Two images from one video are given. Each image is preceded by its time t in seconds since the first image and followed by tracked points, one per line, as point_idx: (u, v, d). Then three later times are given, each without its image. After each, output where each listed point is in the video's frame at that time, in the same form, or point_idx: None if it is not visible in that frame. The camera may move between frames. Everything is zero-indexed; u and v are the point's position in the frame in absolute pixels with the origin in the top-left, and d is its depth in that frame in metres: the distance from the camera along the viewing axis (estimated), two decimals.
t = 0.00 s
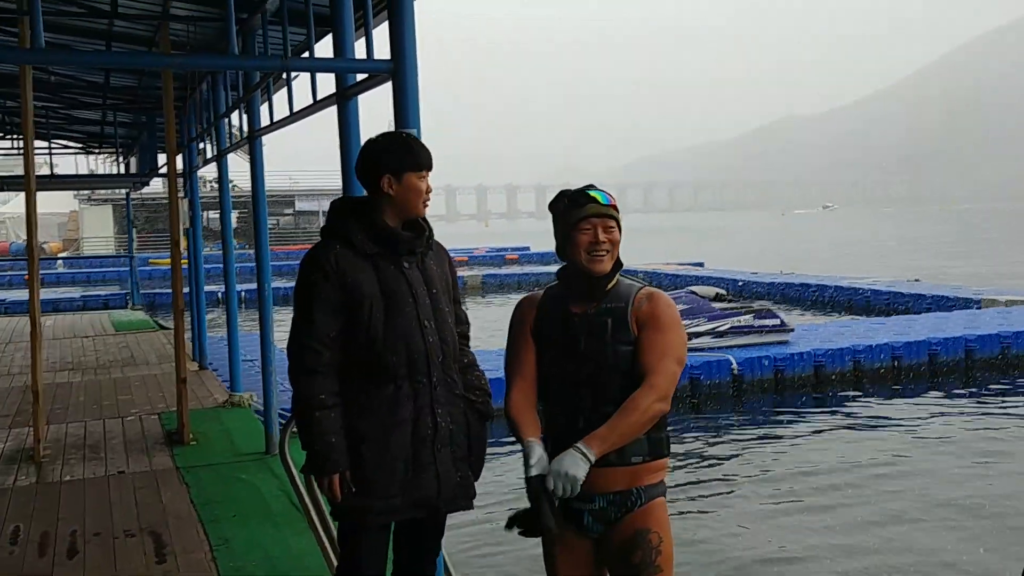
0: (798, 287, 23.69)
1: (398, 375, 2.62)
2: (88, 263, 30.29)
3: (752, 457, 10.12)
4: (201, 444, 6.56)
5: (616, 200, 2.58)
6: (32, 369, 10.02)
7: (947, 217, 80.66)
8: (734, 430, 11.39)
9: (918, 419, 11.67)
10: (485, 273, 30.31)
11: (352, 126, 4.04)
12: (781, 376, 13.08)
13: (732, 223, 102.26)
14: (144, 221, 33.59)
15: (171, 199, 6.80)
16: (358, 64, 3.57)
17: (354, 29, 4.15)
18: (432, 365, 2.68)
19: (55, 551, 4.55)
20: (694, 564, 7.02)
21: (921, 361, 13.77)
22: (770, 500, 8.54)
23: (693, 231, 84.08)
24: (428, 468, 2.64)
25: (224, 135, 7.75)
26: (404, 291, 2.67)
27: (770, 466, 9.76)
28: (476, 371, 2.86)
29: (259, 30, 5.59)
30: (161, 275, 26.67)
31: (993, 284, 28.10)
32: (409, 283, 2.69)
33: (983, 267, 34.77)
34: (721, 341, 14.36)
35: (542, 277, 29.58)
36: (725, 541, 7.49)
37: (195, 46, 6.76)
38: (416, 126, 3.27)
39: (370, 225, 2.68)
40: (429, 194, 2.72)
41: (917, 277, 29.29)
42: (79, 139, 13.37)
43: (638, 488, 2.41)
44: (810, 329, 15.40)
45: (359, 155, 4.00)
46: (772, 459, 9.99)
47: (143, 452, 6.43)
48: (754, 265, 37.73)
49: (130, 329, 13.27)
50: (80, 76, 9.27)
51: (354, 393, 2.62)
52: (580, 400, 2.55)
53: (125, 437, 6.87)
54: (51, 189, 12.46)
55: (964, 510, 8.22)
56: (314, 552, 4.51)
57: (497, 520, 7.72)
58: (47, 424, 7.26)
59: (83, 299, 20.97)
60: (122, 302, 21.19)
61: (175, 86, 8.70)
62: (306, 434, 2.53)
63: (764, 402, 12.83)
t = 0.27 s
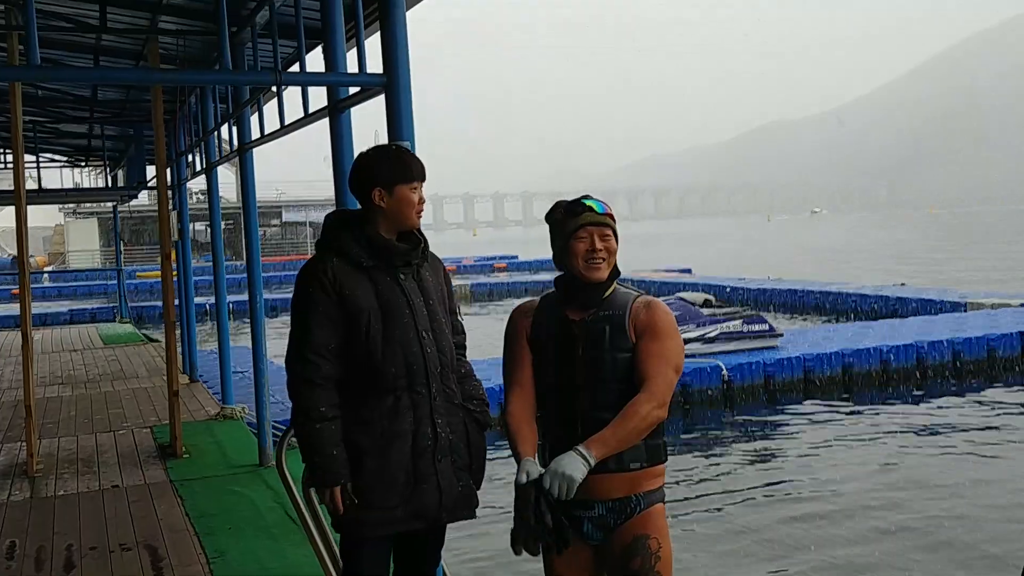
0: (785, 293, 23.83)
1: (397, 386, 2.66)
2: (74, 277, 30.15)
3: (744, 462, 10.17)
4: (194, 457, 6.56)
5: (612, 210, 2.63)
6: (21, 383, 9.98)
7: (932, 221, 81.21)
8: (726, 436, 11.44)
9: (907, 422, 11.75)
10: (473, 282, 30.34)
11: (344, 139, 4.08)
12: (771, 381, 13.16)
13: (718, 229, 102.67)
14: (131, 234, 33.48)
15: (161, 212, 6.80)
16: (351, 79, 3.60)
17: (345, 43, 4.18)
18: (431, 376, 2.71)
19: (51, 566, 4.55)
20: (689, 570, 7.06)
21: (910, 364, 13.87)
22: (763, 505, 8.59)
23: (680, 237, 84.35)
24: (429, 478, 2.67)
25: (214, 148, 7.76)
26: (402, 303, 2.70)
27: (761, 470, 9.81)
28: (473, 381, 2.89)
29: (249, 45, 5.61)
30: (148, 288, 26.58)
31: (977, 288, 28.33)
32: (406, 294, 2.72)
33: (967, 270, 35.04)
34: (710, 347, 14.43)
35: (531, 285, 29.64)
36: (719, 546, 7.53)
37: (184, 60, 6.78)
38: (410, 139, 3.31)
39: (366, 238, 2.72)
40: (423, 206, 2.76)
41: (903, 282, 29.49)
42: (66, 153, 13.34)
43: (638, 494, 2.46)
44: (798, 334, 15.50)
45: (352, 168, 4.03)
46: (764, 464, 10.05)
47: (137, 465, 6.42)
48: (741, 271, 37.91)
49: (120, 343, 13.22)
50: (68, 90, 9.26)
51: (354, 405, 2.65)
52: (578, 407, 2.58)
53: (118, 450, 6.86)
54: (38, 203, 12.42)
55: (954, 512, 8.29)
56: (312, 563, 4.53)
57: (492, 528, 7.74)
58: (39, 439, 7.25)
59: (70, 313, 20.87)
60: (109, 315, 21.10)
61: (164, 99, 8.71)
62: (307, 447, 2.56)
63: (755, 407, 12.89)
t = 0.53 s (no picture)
0: (785, 297, 23.90)
1: (420, 396, 2.70)
2: (74, 291, 30.16)
3: (751, 465, 10.22)
4: (205, 468, 6.60)
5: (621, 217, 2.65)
6: (28, 398, 10.01)
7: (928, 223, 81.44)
8: (731, 439, 11.49)
9: (911, 422, 11.81)
10: (474, 290, 30.39)
11: (357, 152, 4.13)
12: (775, 384, 13.21)
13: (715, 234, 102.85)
14: (130, 247, 33.52)
15: (168, 225, 6.83)
16: (363, 93, 3.65)
17: (356, 56, 4.24)
18: (453, 384, 2.75)
19: None
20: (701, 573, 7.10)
21: (912, 365, 13.93)
22: (771, 508, 8.63)
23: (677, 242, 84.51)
24: (454, 485, 2.71)
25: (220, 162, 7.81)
26: (423, 313, 2.74)
27: (768, 474, 9.85)
28: (494, 389, 2.94)
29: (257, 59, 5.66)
30: (149, 301, 26.61)
31: (976, 288, 28.44)
32: (428, 304, 2.76)
33: (965, 271, 35.16)
34: (713, 351, 14.49)
35: (531, 292, 29.69)
36: (729, 550, 7.57)
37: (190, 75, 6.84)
38: (425, 151, 3.36)
39: (385, 250, 2.76)
40: (439, 216, 2.80)
41: (902, 283, 29.59)
42: (68, 167, 13.39)
43: (660, 498, 2.48)
44: (800, 337, 15.55)
45: (365, 180, 4.08)
46: (771, 467, 10.09)
47: (149, 477, 6.46)
48: (740, 275, 38.01)
49: (124, 356, 13.26)
50: (71, 106, 9.32)
51: (378, 416, 2.69)
52: (599, 413, 2.61)
53: (129, 463, 6.89)
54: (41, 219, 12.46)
55: (962, 512, 8.34)
56: (328, 570, 4.57)
57: (502, 535, 7.78)
58: (49, 453, 7.28)
59: (71, 327, 20.89)
60: (111, 329, 21.12)
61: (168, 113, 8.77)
62: (334, 458, 2.60)
63: (759, 411, 12.94)
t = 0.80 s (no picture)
0: (801, 299, 23.83)
1: (452, 399, 2.73)
2: (91, 299, 30.37)
3: (771, 469, 10.20)
4: (228, 474, 6.65)
5: (639, 222, 2.65)
6: (51, 405, 10.10)
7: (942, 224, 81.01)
8: (750, 442, 11.47)
9: (931, 424, 11.77)
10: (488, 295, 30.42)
11: (382, 159, 4.17)
12: (793, 387, 13.19)
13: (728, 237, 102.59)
14: (146, 255, 33.72)
15: (190, 233, 6.90)
16: (389, 99, 3.69)
17: (380, 64, 4.28)
18: (483, 387, 2.78)
19: None
20: None
21: (931, 366, 13.88)
22: (792, 511, 8.62)
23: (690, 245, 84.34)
24: (485, 486, 2.74)
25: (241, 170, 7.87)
26: (453, 317, 2.77)
27: (787, 476, 9.84)
28: (523, 391, 2.97)
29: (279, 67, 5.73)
30: (165, 308, 26.77)
31: (993, 289, 28.26)
32: (457, 308, 2.79)
33: (982, 272, 34.94)
34: (731, 354, 14.47)
35: (545, 297, 29.71)
36: (750, 553, 7.56)
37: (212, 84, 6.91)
38: (451, 156, 3.39)
39: (414, 255, 2.79)
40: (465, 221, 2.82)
41: (918, 284, 29.44)
42: (87, 176, 13.51)
43: (689, 498, 2.50)
44: (818, 339, 15.52)
45: (390, 186, 4.12)
46: (791, 470, 10.07)
47: (173, 482, 6.52)
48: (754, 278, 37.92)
49: (144, 363, 13.35)
50: (92, 116, 9.41)
51: (410, 419, 2.72)
52: (627, 413, 2.62)
53: (153, 469, 6.95)
54: (62, 227, 12.58)
55: (985, 514, 8.31)
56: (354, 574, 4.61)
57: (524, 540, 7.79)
58: (74, 460, 7.35)
59: (89, 335, 21.03)
60: (128, 336, 21.25)
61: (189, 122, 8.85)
62: (368, 460, 2.63)
63: (778, 414, 12.92)
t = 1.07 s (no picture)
0: (826, 297, 23.69)
1: (480, 392, 2.76)
2: (119, 295, 30.74)
3: (796, 467, 10.17)
4: (257, 467, 6.74)
5: (655, 221, 2.68)
6: (83, 399, 10.26)
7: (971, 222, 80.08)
8: (775, 440, 11.44)
9: (959, 423, 11.68)
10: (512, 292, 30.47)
11: (411, 155, 4.22)
12: (818, 385, 13.13)
13: (753, 235, 101.99)
14: (173, 252, 34.09)
15: (221, 229, 6.99)
16: (418, 97, 3.74)
17: (410, 62, 4.32)
18: (511, 381, 2.81)
19: (132, 572, 4.72)
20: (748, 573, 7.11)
21: (958, 365, 13.77)
22: (817, 509, 8.60)
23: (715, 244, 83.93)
24: (513, 479, 2.77)
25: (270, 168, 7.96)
26: (482, 311, 2.81)
27: (813, 474, 9.81)
28: (552, 386, 3.00)
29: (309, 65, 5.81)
30: (193, 304, 27.07)
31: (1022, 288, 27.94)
32: (486, 302, 2.83)
33: (1011, 270, 34.55)
34: (756, 352, 14.43)
35: (569, 294, 29.70)
36: (775, 550, 7.56)
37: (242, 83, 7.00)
38: (480, 154, 3.44)
39: (445, 249, 2.83)
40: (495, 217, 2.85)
41: (945, 283, 29.16)
42: (117, 174, 13.70)
43: (719, 490, 2.52)
44: (844, 337, 15.43)
45: (419, 183, 4.17)
46: (817, 469, 10.04)
47: (203, 475, 6.62)
48: (780, 276, 37.71)
49: (173, 358, 13.52)
50: (124, 115, 9.54)
51: (440, 411, 2.77)
52: (656, 409, 2.64)
53: (183, 462, 7.06)
54: (93, 224, 12.76)
55: (1013, 513, 8.25)
56: (382, 566, 4.67)
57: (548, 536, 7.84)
58: (106, 453, 7.47)
59: (119, 330, 21.30)
60: (157, 332, 21.50)
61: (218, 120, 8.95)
62: (398, 451, 2.68)
63: (803, 412, 12.87)
